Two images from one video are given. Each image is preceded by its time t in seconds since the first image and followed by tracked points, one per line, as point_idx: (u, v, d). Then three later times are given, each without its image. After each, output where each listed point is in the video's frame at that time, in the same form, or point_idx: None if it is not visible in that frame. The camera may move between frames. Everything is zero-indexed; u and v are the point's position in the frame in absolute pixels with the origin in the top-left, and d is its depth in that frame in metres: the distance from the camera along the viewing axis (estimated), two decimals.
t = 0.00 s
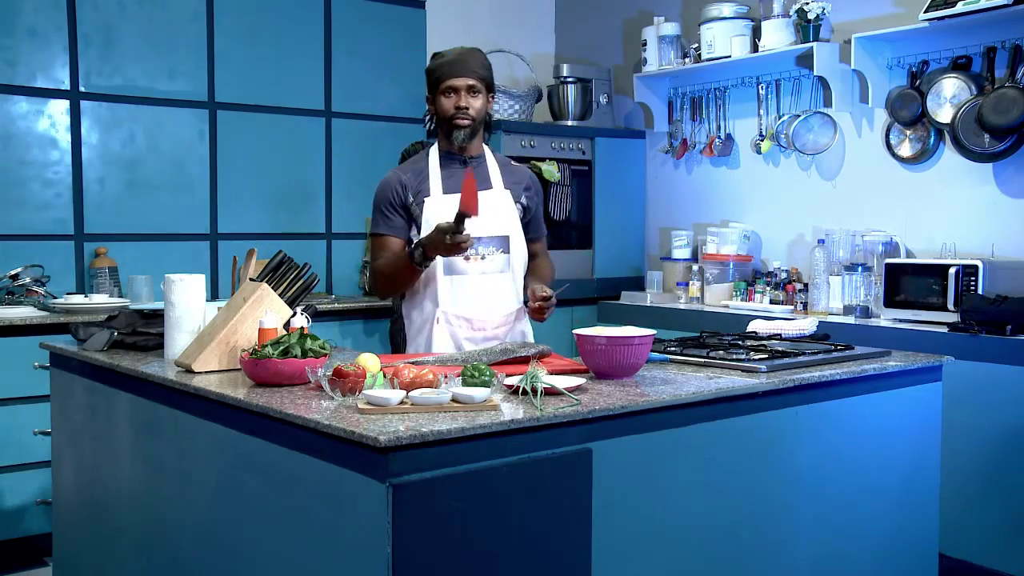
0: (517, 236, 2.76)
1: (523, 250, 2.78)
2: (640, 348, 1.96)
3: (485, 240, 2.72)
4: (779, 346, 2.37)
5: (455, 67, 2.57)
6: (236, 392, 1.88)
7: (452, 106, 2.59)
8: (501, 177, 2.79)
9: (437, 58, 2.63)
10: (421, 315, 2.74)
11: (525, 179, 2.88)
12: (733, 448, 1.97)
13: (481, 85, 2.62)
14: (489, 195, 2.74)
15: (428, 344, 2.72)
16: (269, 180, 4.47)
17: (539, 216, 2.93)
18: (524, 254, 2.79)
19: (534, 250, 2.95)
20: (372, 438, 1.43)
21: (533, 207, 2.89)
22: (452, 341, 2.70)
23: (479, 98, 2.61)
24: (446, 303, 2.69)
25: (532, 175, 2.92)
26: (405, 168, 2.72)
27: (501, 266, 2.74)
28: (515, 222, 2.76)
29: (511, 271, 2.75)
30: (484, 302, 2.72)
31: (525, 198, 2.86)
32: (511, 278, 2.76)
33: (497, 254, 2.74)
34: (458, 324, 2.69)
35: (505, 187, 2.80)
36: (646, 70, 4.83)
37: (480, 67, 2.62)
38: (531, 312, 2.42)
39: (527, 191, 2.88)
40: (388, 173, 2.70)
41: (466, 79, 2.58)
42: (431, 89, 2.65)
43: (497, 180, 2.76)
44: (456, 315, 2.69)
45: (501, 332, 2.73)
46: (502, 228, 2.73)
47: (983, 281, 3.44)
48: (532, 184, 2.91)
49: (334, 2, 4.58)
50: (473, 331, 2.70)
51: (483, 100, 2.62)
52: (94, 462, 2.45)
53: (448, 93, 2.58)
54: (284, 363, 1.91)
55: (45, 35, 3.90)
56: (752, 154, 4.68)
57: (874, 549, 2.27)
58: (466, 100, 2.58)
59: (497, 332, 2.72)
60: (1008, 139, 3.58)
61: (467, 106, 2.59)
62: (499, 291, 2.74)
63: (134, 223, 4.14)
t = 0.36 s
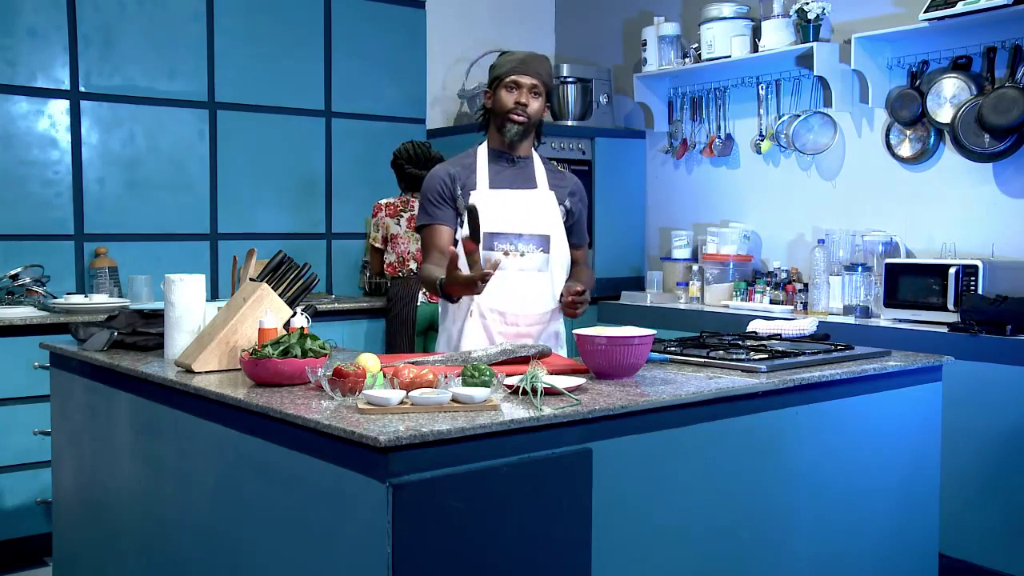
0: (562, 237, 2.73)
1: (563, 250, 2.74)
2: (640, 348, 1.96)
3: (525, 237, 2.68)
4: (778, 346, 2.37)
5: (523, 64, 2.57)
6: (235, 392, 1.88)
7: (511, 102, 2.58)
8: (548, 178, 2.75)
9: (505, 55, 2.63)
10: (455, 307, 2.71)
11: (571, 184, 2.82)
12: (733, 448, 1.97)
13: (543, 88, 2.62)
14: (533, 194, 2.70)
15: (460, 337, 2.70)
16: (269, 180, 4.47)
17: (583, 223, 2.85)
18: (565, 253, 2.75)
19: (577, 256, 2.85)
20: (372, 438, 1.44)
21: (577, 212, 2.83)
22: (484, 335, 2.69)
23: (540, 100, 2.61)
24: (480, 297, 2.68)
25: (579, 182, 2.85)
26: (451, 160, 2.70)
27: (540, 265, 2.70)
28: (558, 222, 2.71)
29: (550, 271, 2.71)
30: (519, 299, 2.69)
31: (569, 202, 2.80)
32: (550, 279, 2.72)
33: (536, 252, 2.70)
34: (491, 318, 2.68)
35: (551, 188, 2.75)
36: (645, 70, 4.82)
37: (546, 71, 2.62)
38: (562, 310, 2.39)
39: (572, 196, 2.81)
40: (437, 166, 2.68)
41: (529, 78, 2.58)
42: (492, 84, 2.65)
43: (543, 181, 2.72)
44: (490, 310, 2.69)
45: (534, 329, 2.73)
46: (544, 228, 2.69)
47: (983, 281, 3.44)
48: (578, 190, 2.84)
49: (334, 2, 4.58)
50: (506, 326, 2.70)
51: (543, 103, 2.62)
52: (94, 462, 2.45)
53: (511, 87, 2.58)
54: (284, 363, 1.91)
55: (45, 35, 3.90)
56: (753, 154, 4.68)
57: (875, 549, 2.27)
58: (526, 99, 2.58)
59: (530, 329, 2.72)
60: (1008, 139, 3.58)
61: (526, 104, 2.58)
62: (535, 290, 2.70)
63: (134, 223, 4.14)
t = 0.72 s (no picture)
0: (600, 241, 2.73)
1: (591, 257, 2.71)
2: (640, 348, 1.96)
3: (553, 242, 2.65)
4: (779, 346, 2.37)
5: (567, 75, 2.50)
6: (235, 392, 1.88)
7: (551, 113, 2.52)
8: (577, 185, 2.73)
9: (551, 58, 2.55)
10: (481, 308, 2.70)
11: (599, 193, 2.80)
12: (734, 449, 1.97)
13: (584, 100, 2.55)
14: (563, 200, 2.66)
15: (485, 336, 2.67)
16: (269, 180, 4.47)
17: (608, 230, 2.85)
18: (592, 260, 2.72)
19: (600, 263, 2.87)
20: (372, 438, 1.43)
21: (602, 220, 2.82)
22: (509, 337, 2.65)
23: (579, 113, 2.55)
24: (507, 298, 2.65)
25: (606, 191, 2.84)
26: (485, 157, 2.67)
27: (567, 271, 2.66)
28: (586, 229, 2.68)
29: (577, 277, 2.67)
30: (546, 303, 2.64)
31: (596, 210, 2.79)
32: (576, 285, 2.68)
33: (563, 258, 2.66)
34: (516, 320, 2.65)
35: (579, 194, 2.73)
36: (645, 70, 4.82)
37: (589, 81, 2.55)
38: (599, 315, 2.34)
39: (599, 205, 2.80)
40: (466, 163, 2.66)
41: (572, 91, 2.51)
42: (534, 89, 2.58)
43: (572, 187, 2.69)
44: (516, 311, 2.65)
45: (560, 333, 2.66)
46: (572, 233, 2.66)
47: (982, 281, 3.44)
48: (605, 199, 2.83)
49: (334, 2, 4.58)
50: (532, 328, 2.64)
51: (581, 116, 2.56)
52: (94, 463, 2.45)
53: (551, 98, 2.51)
54: (284, 363, 1.91)
55: (45, 35, 3.90)
56: (753, 154, 4.68)
57: (875, 549, 2.27)
58: (565, 112, 2.52)
59: (557, 334, 2.66)
60: (1008, 139, 3.58)
61: (563, 118, 2.53)
62: (562, 294, 2.66)
63: (134, 223, 4.14)
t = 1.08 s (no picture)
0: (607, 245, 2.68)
1: (597, 261, 2.65)
2: (640, 348, 1.96)
3: (555, 244, 2.61)
4: (779, 346, 2.37)
5: (576, 80, 2.49)
6: (236, 392, 1.88)
7: (558, 119, 2.53)
8: (588, 189, 2.67)
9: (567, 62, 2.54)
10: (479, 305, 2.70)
11: (614, 199, 2.72)
12: (734, 449, 1.97)
13: (593, 107, 2.53)
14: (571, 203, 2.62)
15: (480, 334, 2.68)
16: (269, 180, 4.47)
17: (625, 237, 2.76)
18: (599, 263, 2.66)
19: (616, 270, 2.78)
20: (372, 438, 1.43)
21: (616, 227, 2.73)
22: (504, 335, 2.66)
23: (588, 119, 2.54)
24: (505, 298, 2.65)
25: (625, 197, 2.76)
26: (499, 156, 2.70)
27: (568, 275, 2.63)
28: (593, 233, 2.63)
29: (579, 282, 2.63)
30: (542, 304, 2.63)
31: (608, 215, 2.71)
32: (577, 289, 2.63)
33: (565, 261, 2.62)
34: (512, 318, 2.66)
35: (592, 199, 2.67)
36: (645, 70, 4.82)
37: (601, 88, 2.52)
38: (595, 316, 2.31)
39: (613, 210, 2.72)
40: (480, 161, 2.70)
41: (580, 98, 2.49)
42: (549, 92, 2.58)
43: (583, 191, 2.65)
44: (512, 310, 2.66)
45: (555, 335, 2.65)
46: (577, 237, 2.61)
47: (982, 281, 3.45)
48: (623, 206, 2.74)
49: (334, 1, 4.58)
50: (527, 329, 2.65)
51: (589, 123, 2.54)
52: (93, 463, 2.45)
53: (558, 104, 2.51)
54: (284, 363, 1.91)
55: (45, 35, 3.90)
56: (752, 154, 4.68)
57: (874, 548, 2.27)
58: (570, 118, 2.51)
59: (552, 336, 2.65)
60: (1008, 139, 3.58)
61: (569, 124, 2.52)
62: (560, 298, 2.63)
63: (134, 223, 4.14)
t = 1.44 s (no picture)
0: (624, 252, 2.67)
1: (595, 263, 2.66)
2: (640, 348, 1.96)
3: (553, 247, 2.63)
4: (779, 346, 2.37)
5: (584, 83, 2.46)
6: (236, 392, 1.88)
7: (568, 123, 2.51)
8: (589, 190, 2.67)
9: (568, 63, 2.50)
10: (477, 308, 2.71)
11: (614, 199, 2.71)
12: (734, 449, 1.97)
13: (602, 106, 2.52)
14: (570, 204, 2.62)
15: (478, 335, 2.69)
16: (269, 180, 4.47)
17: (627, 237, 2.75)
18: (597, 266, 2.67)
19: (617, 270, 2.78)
20: (372, 438, 1.43)
21: (616, 227, 2.72)
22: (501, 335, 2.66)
23: (597, 119, 2.53)
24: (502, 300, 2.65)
25: (627, 196, 2.74)
26: (500, 154, 2.70)
27: (566, 277, 2.64)
28: (592, 235, 2.63)
29: (576, 284, 2.63)
30: (539, 305, 2.64)
31: (608, 216, 2.70)
32: (575, 291, 2.64)
33: (564, 263, 2.63)
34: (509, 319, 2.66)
35: (592, 200, 2.67)
36: (645, 70, 4.82)
37: (606, 86, 2.50)
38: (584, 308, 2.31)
39: (614, 211, 2.70)
40: (482, 159, 2.71)
41: (590, 101, 2.47)
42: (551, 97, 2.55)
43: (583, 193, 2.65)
44: (509, 311, 2.66)
45: (551, 337, 2.65)
46: (575, 239, 2.62)
47: (982, 281, 3.45)
48: (623, 205, 2.73)
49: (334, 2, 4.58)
50: (523, 330, 2.65)
51: (599, 122, 2.54)
52: (93, 463, 2.45)
53: (567, 110, 2.49)
54: (284, 363, 1.91)
55: (45, 35, 3.90)
56: (752, 154, 4.68)
57: (874, 548, 2.27)
58: (582, 122, 2.51)
59: (548, 338, 2.65)
60: (1008, 139, 3.58)
61: (581, 128, 2.51)
62: (557, 299, 2.64)
63: (134, 223, 4.14)
